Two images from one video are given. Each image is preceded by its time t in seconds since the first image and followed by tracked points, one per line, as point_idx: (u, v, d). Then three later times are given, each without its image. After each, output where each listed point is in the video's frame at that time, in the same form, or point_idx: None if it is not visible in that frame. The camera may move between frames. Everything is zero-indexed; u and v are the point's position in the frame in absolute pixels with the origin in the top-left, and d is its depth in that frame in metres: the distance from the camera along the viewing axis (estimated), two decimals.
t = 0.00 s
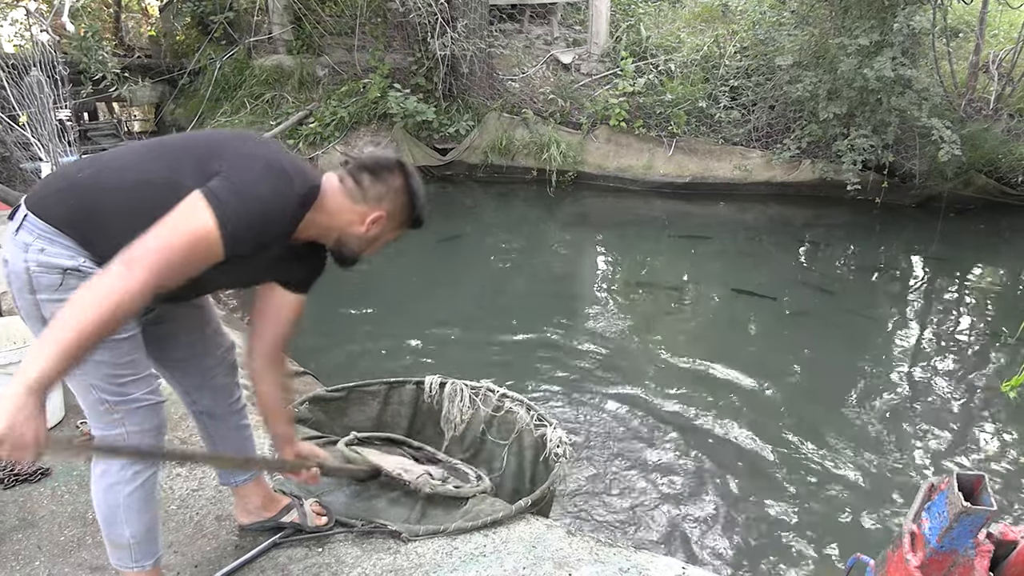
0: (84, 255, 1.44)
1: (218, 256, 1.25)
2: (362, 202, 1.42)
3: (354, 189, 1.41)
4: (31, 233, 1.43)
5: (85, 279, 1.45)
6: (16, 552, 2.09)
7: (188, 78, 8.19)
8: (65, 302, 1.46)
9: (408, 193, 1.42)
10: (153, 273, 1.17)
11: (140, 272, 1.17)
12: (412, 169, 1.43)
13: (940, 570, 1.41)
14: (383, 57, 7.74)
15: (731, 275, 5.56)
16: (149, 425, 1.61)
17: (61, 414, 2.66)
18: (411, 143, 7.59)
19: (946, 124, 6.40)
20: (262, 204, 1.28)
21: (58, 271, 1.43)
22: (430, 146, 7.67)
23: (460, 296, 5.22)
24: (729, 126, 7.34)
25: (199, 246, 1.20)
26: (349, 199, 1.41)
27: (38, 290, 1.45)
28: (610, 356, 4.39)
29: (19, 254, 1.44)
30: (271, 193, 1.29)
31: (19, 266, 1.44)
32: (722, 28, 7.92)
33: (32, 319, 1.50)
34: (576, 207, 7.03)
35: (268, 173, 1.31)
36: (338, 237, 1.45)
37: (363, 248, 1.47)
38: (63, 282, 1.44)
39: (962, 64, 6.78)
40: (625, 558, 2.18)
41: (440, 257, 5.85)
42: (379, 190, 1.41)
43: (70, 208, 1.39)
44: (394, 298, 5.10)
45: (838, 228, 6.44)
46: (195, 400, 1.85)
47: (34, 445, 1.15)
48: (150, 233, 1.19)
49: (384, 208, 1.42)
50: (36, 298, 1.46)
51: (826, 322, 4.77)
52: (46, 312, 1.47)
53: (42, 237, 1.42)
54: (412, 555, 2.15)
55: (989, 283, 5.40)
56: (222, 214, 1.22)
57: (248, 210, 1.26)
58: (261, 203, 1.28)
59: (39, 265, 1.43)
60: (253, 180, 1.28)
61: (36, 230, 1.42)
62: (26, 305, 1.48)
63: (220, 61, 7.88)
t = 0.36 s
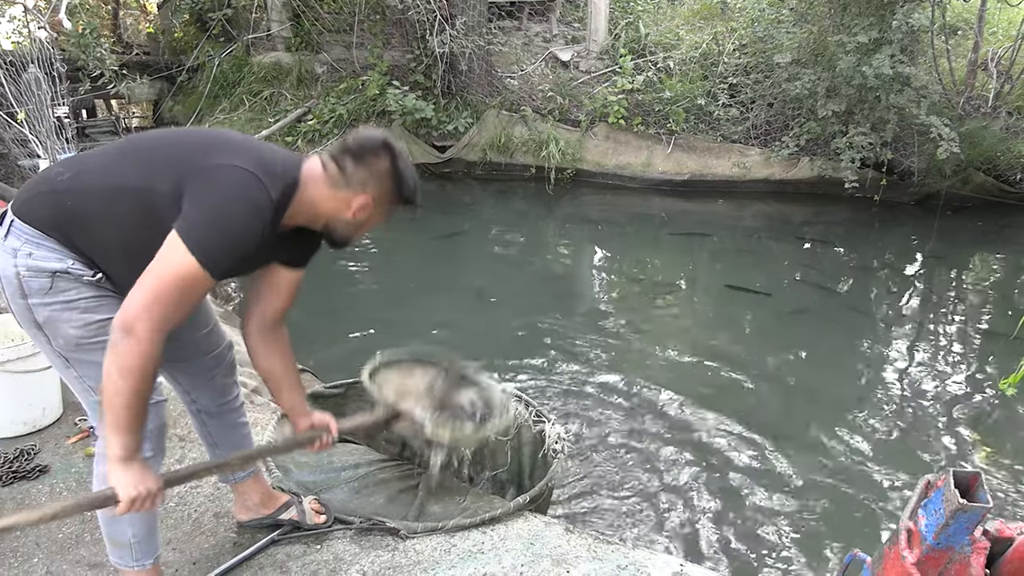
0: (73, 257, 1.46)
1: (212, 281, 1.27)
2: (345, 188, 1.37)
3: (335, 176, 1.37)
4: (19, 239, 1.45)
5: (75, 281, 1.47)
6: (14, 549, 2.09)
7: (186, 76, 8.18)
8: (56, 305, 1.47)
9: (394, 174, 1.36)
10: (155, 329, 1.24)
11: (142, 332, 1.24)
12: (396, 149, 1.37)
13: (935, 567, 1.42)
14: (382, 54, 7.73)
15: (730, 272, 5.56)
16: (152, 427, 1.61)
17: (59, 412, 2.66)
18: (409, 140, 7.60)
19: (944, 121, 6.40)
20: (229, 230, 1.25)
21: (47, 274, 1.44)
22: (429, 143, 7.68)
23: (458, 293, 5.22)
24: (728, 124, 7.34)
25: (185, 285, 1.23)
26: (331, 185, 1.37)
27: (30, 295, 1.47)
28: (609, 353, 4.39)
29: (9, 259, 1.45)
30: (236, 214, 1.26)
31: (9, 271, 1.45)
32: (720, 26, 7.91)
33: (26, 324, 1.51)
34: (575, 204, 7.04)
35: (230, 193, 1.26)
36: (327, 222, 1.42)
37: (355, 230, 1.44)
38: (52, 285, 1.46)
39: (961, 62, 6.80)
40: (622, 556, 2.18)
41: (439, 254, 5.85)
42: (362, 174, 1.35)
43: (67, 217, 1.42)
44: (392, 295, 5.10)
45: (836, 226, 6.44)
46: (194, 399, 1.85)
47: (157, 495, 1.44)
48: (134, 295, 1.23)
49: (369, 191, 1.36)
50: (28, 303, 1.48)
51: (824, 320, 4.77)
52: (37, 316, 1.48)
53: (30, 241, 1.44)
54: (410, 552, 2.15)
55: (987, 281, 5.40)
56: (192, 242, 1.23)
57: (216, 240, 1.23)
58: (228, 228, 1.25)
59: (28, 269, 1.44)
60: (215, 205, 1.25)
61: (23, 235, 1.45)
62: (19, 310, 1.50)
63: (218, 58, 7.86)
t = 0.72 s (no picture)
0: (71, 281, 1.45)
1: (175, 200, 1.21)
2: (290, 69, 1.34)
3: (281, 62, 1.34)
4: (16, 271, 1.43)
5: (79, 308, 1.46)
6: (13, 544, 2.10)
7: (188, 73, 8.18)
8: (63, 332, 1.46)
9: (334, 40, 1.34)
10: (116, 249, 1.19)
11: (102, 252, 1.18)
12: (331, 14, 1.34)
13: (933, 569, 1.42)
14: (383, 53, 7.65)
15: (729, 273, 5.57)
16: (168, 452, 1.60)
17: (58, 408, 2.66)
18: (410, 138, 7.62)
19: (945, 124, 6.40)
20: (182, 139, 1.20)
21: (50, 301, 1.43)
22: (429, 142, 7.69)
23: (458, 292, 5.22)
24: (728, 125, 7.33)
25: (146, 201, 1.18)
26: (277, 72, 1.34)
27: (37, 326, 1.46)
28: (608, 353, 4.40)
29: (8, 293, 1.44)
30: (190, 126, 1.21)
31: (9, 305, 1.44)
32: (722, 27, 7.91)
33: (35, 356, 1.51)
34: (575, 204, 7.05)
35: (182, 106, 1.21)
36: (286, 114, 1.39)
37: (319, 112, 1.41)
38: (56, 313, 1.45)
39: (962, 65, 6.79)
40: (620, 555, 2.19)
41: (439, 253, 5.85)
42: (302, 50, 1.33)
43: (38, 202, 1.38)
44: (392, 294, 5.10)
45: (836, 228, 6.45)
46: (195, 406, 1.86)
47: (157, 419, 1.45)
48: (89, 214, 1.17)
49: (314, 64, 1.34)
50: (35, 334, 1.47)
51: (823, 321, 4.78)
52: (46, 346, 1.48)
53: (28, 271, 1.43)
54: (408, 550, 2.16)
55: (986, 284, 5.41)
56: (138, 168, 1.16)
57: (169, 150, 1.18)
58: (181, 138, 1.19)
59: (31, 301, 1.43)
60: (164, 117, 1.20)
61: (16, 268, 1.43)
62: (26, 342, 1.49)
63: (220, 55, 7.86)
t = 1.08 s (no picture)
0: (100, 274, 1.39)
1: (153, 106, 1.16)
2: None
3: None
4: (37, 264, 1.36)
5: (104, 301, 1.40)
6: (13, 544, 2.10)
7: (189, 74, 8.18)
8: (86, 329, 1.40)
9: None
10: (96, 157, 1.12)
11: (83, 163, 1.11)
12: None
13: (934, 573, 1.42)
14: (385, 55, 7.77)
15: (730, 276, 5.57)
16: (152, 449, 1.58)
17: (58, 408, 2.66)
18: (411, 140, 7.63)
19: (946, 129, 6.41)
20: (159, 39, 1.14)
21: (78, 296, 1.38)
22: (430, 144, 7.70)
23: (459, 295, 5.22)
24: (729, 128, 7.33)
25: (125, 103, 1.12)
26: None
27: (59, 322, 1.39)
28: (608, 356, 4.40)
29: (28, 287, 1.37)
30: (160, 25, 1.16)
31: (31, 299, 1.37)
32: (724, 30, 7.90)
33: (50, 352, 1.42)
34: (576, 207, 7.05)
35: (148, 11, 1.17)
36: (247, 26, 1.37)
37: (276, 21, 1.40)
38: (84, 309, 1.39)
39: (963, 69, 6.80)
40: (619, 559, 2.19)
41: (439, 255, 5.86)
42: None
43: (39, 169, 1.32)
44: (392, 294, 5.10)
45: (837, 232, 6.44)
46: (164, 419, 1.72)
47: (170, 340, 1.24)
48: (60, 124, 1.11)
49: None
50: (56, 330, 1.40)
51: (823, 325, 4.78)
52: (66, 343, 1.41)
53: (50, 261, 1.36)
54: (408, 552, 2.16)
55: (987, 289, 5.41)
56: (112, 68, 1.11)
57: (141, 47, 1.13)
58: (156, 40, 1.14)
59: (54, 295, 1.37)
60: (133, 21, 1.14)
61: (39, 260, 1.36)
62: (42, 338, 1.41)
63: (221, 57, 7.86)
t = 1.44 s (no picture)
0: (129, 265, 1.41)
1: (180, 127, 1.22)
2: None
3: None
4: (69, 259, 1.39)
5: (136, 295, 1.43)
6: (15, 547, 2.10)
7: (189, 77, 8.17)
8: (120, 322, 1.42)
9: None
10: (154, 189, 1.22)
11: (148, 202, 1.22)
12: None
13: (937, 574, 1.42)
14: (386, 57, 7.77)
15: (731, 277, 5.57)
16: (175, 445, 1.60)
17: (60, 411, 2.66)
18: (411, 143, 7.64)
19: (947, 130, 6.42)
20: (158, 53, 1.17)
21: (112, 289, 1.40)
22: (431, 146, 7.70)
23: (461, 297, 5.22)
24: (730, 130, 7.33)
25: (155, 132, 1.18)
26: None
27: (91, 315, 1.41)
28: (609, 358, 4.39)
29: (60, 282, 1.39)
30: (155, 39, 1.18)
31: (64, 293, 1.39)
32: (725, 32, 7.88)
33: (81, 347, 1.43)
34: (577, 209, 7.05)
35: (142, 27, 1.18)
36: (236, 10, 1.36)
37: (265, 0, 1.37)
38: (116, 301, 1.41)
39: (964, 70, 6.79)
40: (621, 560, 2.18)
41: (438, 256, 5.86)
42: None
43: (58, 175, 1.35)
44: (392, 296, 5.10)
45: (838, 233, 6.44)
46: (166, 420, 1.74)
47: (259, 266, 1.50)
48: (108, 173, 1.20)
49: None
50: (88, 323, 1.41)
51: (824, 327, 4.78)
52: (98, 337, 1.42)
53: (81, 257, 1.38)
54: (410, 554, 2.16)
55: (988, 290, 5.40)
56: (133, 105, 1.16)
57: (143, 70, 1.16)
58: (154, 55, 1.17)
59: (87, 288, 1.39)
60: (132, 40, 1.17)
61: (70, 255, 1.38)
62: (74, 332, 1.42)
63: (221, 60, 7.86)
